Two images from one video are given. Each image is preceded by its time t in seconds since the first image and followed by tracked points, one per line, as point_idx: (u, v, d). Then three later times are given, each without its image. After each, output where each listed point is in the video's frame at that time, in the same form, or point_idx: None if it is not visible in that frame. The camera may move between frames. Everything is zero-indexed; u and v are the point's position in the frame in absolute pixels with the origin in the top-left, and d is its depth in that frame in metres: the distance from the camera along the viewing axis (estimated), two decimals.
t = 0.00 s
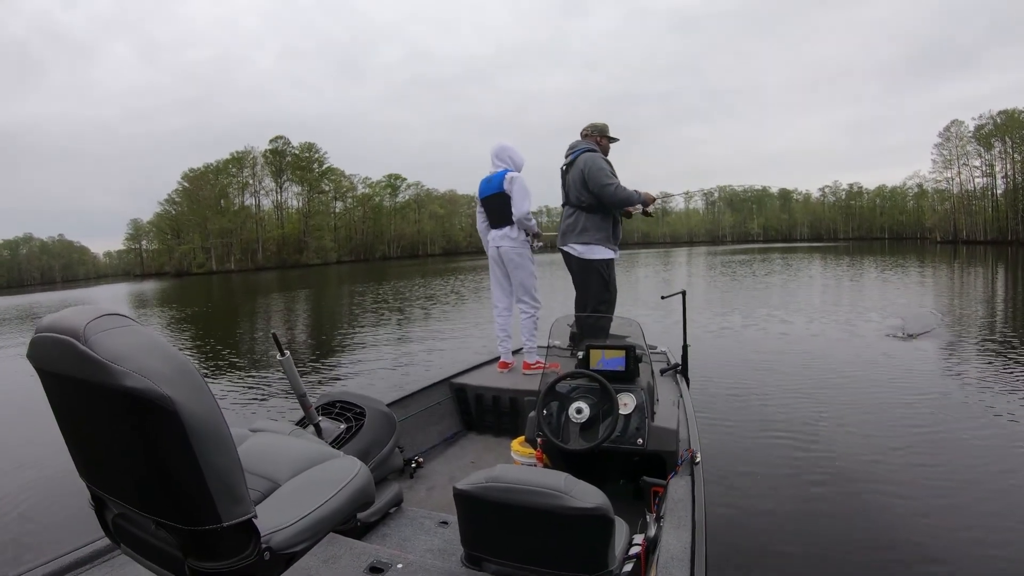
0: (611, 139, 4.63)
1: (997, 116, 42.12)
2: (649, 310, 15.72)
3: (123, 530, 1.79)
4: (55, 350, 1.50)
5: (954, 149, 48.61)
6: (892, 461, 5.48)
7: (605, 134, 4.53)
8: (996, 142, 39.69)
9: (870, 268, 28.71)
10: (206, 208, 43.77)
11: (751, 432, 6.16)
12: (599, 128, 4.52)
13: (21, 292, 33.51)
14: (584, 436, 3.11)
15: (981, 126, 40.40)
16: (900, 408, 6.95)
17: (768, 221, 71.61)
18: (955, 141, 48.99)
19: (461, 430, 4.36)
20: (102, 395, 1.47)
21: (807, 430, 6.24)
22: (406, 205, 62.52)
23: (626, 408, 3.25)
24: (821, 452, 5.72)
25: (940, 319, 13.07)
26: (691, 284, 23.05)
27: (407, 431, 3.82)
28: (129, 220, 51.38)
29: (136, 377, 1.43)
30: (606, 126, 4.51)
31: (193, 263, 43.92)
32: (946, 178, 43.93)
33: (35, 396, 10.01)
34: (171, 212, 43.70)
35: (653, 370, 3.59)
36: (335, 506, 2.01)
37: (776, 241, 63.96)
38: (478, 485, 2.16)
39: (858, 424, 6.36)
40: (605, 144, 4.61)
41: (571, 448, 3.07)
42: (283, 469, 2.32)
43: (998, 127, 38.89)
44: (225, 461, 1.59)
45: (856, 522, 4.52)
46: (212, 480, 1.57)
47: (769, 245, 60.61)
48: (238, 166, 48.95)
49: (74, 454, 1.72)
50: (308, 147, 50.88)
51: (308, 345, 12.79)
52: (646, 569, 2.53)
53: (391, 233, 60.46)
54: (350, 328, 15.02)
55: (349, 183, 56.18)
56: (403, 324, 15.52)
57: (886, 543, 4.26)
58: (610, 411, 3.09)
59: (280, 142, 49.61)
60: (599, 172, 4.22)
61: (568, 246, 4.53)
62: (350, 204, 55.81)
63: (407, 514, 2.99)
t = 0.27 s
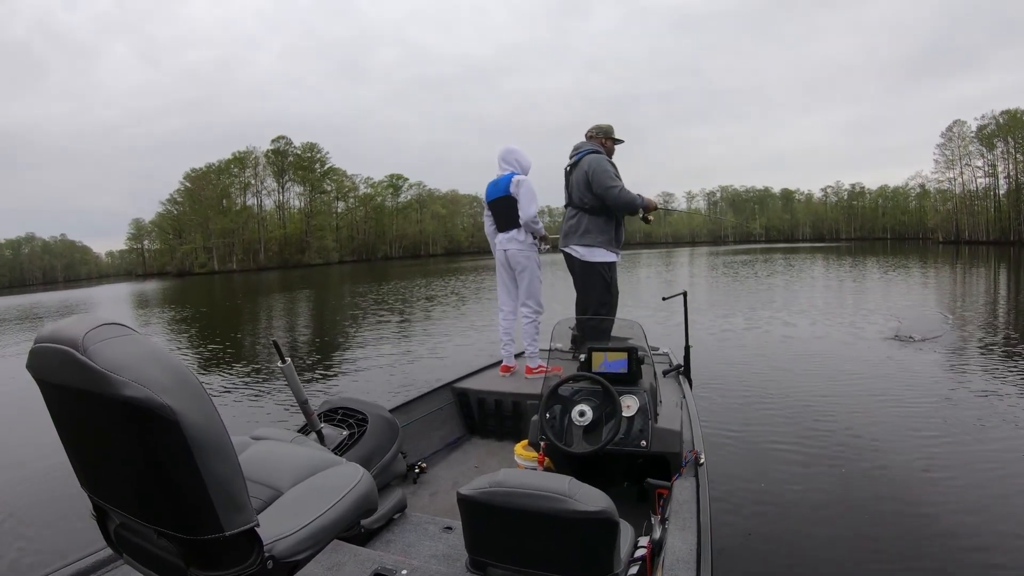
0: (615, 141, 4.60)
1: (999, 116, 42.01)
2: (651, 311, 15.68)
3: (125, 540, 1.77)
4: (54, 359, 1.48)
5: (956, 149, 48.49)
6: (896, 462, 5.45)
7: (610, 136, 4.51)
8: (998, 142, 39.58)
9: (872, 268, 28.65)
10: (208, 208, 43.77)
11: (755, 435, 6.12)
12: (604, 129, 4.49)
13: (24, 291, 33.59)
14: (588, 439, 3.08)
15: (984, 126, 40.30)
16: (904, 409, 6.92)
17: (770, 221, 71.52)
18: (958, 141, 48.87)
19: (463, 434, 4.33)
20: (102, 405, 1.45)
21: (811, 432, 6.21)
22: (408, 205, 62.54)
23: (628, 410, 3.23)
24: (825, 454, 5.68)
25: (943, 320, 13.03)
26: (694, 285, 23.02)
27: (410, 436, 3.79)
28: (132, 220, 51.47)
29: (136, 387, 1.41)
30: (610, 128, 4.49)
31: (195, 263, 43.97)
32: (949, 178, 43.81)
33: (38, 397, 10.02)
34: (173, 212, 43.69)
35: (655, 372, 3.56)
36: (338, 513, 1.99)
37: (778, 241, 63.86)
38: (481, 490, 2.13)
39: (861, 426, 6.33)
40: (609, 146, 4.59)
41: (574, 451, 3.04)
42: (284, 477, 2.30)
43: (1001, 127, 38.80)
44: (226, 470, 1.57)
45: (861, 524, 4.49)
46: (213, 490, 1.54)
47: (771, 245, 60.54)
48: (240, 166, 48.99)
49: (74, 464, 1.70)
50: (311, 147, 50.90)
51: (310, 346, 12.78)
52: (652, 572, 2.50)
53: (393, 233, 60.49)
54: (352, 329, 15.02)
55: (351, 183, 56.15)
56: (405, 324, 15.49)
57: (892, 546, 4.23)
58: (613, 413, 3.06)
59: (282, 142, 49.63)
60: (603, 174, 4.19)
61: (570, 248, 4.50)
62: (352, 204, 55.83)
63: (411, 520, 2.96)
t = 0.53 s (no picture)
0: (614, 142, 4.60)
1: (1002, 117, 41.92)
2: (652, 311, 15.69)
3: (127, 538, 1.77)
4: (56, 359, 1.49)
5: (959, 150, 48.43)
6: (896, 462, 5.45)
7: (609, 136, 4.51)
8: (1001, 143, 39.52)
9: (874, 268, 28.63)
10: (210, 207, 43.80)
11: (756, 435, 6.12)
12: (603, 129, 4.49)
13: (26, 289, 33.64)
14: (588, 439, 3.08)
15: (986, 127, 40.23)
16: (905, 410, 6.92)
17: (772, 221, 71.49)
18: (960, 141, 48.79)
19: (464, 433, 4.33)
20: (105, 403, 1.46)
21: (812, 432, 6.21)
22: (410, 204, 62.55)
23: (629, 410, 3.23)
24: (825, 454, 5.68)
25: (944, 321, 13.02)
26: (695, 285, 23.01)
27: (410, 435, 3.79)
28: (134, 218, 51.53)
29: (138, 386, 1.42)
30: (609, 129, 4.49)
31: (197, 262, 44.01)
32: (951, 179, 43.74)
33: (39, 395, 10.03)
34: (175, 211, 43.73)
35: (655, 372, 3.57)
36: (339, 512, 1.99)
37: (780, 241, 63.82)
38: (481, 490, 2.13)
39: (862, 427, 6.33)
40: (608, 147, 4.60)
41: (575, 451, 3.04)
42: (286, 476, 2.30)
43: (1003, 128, 38.73)
44: (228, 468, 1.57)
45: (861, 524, 4.49)
46: (215, 488, 1.55)
47: (773, 245, 60.49)
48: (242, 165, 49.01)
49: (76, 462, 1.70)
50: (312, 146, 50.89)
51: (312, 345, 12.78)
52: (652, 571, 2.50)
53: (395, 232, 60.52)
54: (353, 328, 15.02)
55: (353, 182, 56.16)
56: (406, 323, 15.49)
57: (892, 546, 4.23)
58: (613, 413, 3.07)
59: (284, 140, 49.61)
60: (602, 175, 4.19)
61: (570, 248, 4.51)
62: (353, 203, 55.86)
63: (411, 519, 2.96)
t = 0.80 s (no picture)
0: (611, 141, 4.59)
1: (1004, 117, 41.82)
2: (653, 311, 15.68)
3: (124, 535, 1.77)
4: (54, 354, 1.49)
5: (961, 150, 48.32)
6: (897, 462, 5.44)
7: (606, 135, 4.50)
8: (1003, 144, 39.44)
9: (875, 269, 28.60)
10: (211, 206, 43.83)
11: (755, 435, 6.12)
12: (600, 129, 4.49)
13: (28, 288, 33.69)
14: (587, 438, 3.08)
15: (988, 127, 40.14)
16: (905, 410, 6.91)
17: (773, 221, 71.39)
18: (962, 142, 48.70)
19: (463, 432, 4.33)
20: (103, 400, 1.45)
21: (812, 433, 6.20)
22: (411, 203, 62.55)
23: (628, 409, 3.23)
24: (825, 454, 5.68)
25: (945, 321, 13.00)
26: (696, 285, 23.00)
27: (410, 434, 3.79)
28: (135, 217, 51.57)
29: (137, 383, 1.41)
30: (606, 128, 4.48)
31: (198, 261, 44.02)
32: (952, 179, 43.67)
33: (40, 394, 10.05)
34: (176, 210, 43.75)
35: (655, 372, 3.57)
36: (337, 509, 2.00)
37: (781, 241, 63.75)
38: (480, 488, 2.13)
39: (862, 426, 6.33)
40: (606, 146, 4.59)
41: (574, 450, 3.03)
42: (284, 474, 2.31)
43: (1005, 128, 38.65)
44: (226, 466, 1.57)
45: (861, 524, 4.48)
46: (212, 486, 1.55)
47: (774, 245, 60.42)
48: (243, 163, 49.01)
49: (73, 459, 1.70)
50: (314, 144, 50.88)
51: (313, 343, 12.80)
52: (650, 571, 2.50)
53: (396, 231, 60.51)
54: (354, 327, 15.03)
55: (354, 181, 56.16)
56: (406, 322, 15.49)
57: (892, 545, 4.22)
58: (612, 413, 3.07)
59: (285, 139, 49.57)
60: (599, 175, 4.18)
61: (569, 248, 4.50)
62: (355, 202, 55.88)
63: (410, 518, 2.96)
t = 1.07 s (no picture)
0: (611, 140, 4.58)
1: (1006, 116, 41.78)
2: (653, 310, 15.67)
3: (124, 535, 1.77)
4: (55, 355, 1.49)
5: (962, 150, 48.27)
6: (897, 462, 5.44)
7: (606, 135, 4.50)
8: (1004, 144, 39.41)
9: (877, 268, 28.58)
10: (212, 205, 43.85)
11: (756, 435, 6.12)
12: (601, 128, 4.48)
13: (29, 287, 33.70)
14: (587, 438, 3.08)
15: (990, 127, 40.11)
16: (906, 410, 6.91)
17: (774, 221, 71.36)
18: (963, 142, 48.66)
19: (464, 431, 4.33)
20: (104, 399, 1.45)
21: (812, 432, 6.20)
22: (412, 202, 62.57)
23: (628, 409, 3.24)
24: (825, 454, 5.68)
25: (946, 321, 12.99)
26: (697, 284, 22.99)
27: (410, 433, 3.79)
28: (136, 216, 51.60)
29: (138, 382, 1.42)
30: (606, 127, 4.48)
31: (199, 260, 44.05)
32: (953, 179, 43.66)
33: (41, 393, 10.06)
34: (177, 209, 43.76)
35: (655, 371, 3.57)
36: (338, 509, 2.01)
37: (782, 241, 63.76)
38: (479, 488, 2.14)
39: (862, 426, 6.33)
40: (605, 145, 4.59)
41: (574, 450, 3.03)
42: (285, 473, 2.31)
43: (1007, 128, 38.60)
44: (226, 464, 1.57)
45: (861, 524, 4.49)
46: (212, 485, 1.55)
47: (775, 245, 60.39)
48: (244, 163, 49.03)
49: (73, 459, 1.70)
50: (315, 144, 50.88)
51: (313, 343, 12.81)
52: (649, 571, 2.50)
53: (397, 231, 60.53)
54: (354, 326, 15.04)
55: (355, 181, 56.17)
56: (406, 321, 15.49)
57: (892, 545, 4.22)
58: (612, 413, 3.07)
59: (287, 138, 49.55)
60: (597, 175, 4.18)
61: (568, 248, 4.50)
62: (356, 201, 55.91)
63: (410, 517, 2.97)
